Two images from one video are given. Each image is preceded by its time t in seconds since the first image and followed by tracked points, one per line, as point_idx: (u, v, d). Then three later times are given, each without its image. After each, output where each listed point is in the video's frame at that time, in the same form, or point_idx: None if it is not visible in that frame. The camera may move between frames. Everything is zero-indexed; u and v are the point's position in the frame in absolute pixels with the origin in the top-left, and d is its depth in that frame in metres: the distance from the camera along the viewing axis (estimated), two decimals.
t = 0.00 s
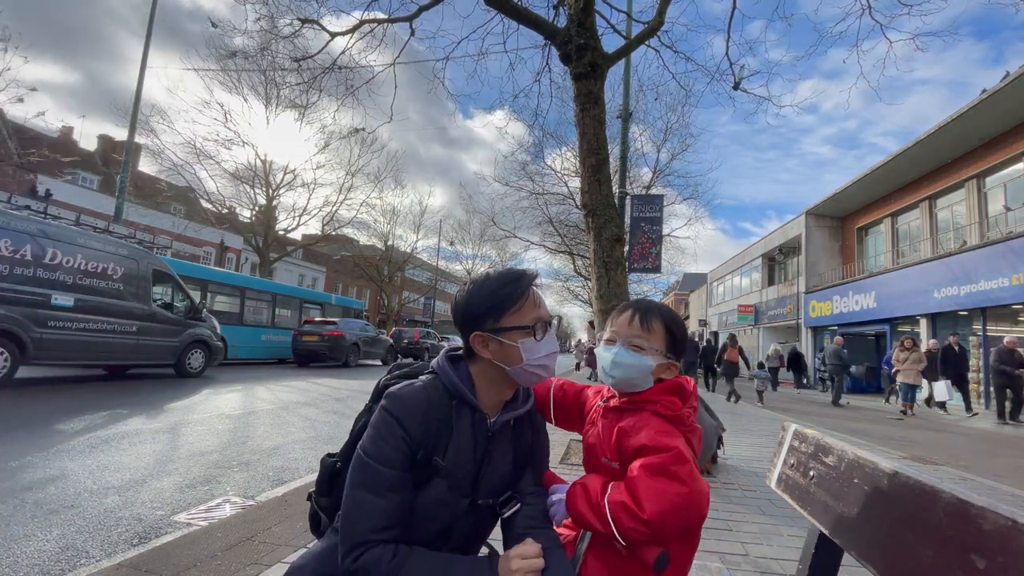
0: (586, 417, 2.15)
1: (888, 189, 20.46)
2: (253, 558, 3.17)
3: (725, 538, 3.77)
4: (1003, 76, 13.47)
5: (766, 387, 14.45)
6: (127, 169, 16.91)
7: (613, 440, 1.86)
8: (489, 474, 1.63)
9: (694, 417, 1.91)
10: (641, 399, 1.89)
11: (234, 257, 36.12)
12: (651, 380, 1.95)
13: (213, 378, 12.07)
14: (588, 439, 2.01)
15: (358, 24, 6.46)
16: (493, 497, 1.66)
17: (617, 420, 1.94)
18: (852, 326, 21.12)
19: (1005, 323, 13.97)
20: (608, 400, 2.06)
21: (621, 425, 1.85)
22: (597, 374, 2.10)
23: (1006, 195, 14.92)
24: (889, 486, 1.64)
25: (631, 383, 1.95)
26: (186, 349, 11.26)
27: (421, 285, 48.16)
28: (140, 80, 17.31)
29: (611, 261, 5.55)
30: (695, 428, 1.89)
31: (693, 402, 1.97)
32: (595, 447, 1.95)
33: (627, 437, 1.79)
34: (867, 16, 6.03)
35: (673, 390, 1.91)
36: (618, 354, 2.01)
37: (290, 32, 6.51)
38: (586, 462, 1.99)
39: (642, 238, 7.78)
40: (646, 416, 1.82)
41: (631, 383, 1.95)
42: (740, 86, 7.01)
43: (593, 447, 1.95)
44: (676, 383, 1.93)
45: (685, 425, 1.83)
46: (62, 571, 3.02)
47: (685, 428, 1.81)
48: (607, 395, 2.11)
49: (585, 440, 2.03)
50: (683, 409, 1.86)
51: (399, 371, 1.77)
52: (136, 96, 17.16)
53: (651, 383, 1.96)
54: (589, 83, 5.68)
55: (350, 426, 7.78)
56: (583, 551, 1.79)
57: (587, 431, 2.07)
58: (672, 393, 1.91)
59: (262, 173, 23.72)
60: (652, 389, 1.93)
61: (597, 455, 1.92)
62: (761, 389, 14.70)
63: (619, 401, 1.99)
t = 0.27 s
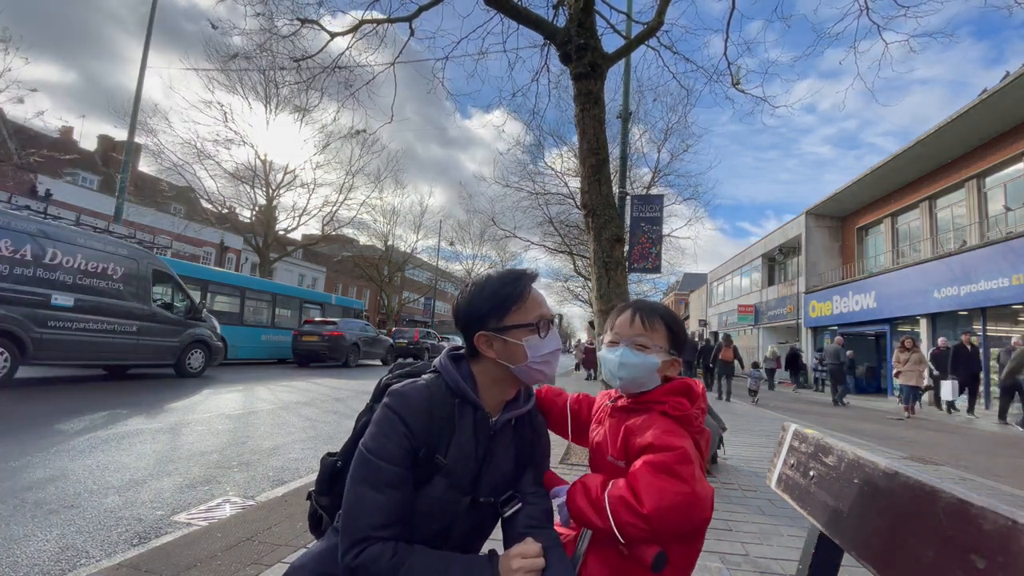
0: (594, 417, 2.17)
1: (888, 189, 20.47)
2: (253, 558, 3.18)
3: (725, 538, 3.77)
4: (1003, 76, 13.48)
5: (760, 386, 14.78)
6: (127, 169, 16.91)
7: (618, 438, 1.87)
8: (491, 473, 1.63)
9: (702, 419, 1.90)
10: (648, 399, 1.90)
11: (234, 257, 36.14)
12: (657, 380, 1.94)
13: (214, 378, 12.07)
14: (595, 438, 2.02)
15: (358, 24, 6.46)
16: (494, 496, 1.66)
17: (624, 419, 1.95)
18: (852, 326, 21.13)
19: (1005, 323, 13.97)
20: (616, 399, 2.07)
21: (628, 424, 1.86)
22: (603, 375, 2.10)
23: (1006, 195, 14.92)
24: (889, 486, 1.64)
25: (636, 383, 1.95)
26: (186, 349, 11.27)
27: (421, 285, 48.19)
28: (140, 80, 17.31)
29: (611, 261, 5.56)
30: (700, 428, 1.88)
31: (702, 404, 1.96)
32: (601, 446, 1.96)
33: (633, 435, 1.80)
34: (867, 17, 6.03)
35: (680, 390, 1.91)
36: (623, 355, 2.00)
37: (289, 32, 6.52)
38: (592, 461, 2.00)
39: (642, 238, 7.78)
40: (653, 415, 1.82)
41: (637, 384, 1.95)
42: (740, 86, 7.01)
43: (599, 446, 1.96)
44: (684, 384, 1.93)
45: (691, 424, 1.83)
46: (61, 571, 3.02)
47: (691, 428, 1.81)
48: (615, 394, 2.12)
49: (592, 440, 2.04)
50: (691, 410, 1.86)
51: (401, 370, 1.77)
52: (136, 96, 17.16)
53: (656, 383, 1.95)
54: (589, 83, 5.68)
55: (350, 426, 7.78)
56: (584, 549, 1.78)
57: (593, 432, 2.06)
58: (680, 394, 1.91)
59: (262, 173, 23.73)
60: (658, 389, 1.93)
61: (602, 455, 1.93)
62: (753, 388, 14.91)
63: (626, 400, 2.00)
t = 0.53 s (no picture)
0: (598, 418, 2.17)
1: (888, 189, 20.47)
2: (253, 558, 3.17)
3: (725, 538, 3.78)
4: (1003, 76, 13.48)
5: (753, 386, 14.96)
6: (127, 169, 16.91)
7: (619, 438, 1.87)
8: (494, 471, 1.63)
9: (705, 419, 1.90)
10: (649, 399, 1.89)
11: (234, 257, 36.14)
12: (656, 380, 1.95)
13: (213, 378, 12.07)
14: (597, 439, 2.02)
15: (358, 24, 6.46)
16: (497, 495, 1.66)
17: (626, 419, 1.95)
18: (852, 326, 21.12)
19: (1005, 323, 13.96)
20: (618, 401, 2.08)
21: (629, 423, 1.86)
22: (602, 377, 2.10)
23: (1006, 195, 14.92)
24: (889, 486, 1.64)
25: (635, 385, 1.95)
26: (186, 350, 11.27)
27: (421, 285, 48.21)
28: (140, 80, 17.32)
29: (611, 261, 5.55)
30: (703, 428, 1.88)
31: (704, 404, 1.96)
32: (603, 446, 1.96)
33: (634, 435, 1.80)
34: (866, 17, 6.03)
35: (682, 390, 1.90)
36: (620, 358, 2.01)
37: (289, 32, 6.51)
38: (595, 462, 2.01)
39: (641, 238, 7.77)
40: (654, 414, 1.82)
41: (638, 387, 1.95)
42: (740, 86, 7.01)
43: (601, 445, 1.97)
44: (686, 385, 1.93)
45: (693, 424, 1.82)
46: (61, 571, 3.02)
47: (693, 428, 1.80)
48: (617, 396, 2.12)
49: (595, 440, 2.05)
50: (692, 409, 1.86)
51: (405, 369, 1.76)
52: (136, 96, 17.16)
53: (656, 383, 1.95)
54: (589, 83, 5.68)
55: (350, 427, 7.77)
56: (583, 548, 1.78)
57: (595, 433, 2.06)
58: (681, 393, 1.90)
59: (262, 173, 23.73)
60: (658, 390, 1.93)
61: (604, 454, 1.93)
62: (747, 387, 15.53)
63: (627, 401, 2.00)
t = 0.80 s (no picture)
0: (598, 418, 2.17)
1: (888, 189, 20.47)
2: (253, 558, 3.18)
3: (725, 538, 3.77)
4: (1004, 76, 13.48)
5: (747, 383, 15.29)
6: (127, 169, 16.90)
7: (619, 439, 1.87)
8: (493, 470, 1.63)
9: (705, 420, 1.90)
10: (648, 399, 1.89)
11: (234, 257, 36.16)
12: (652, 378, 1.97)
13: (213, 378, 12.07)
14: (596, 440, 2.02)
15: (357, 24, 6.46)
16: (496, 494, 1.65)
17: (625, 419, 1.95)
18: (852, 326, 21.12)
19: (1005, 323, 13.96)
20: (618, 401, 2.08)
21: (628, 424, 1.86)
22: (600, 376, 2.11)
23: (1006, 195, 14.92)
24: (889, 486, 1.64)
25: (634, 382, 1.97)
26: (186, 350, 11.27)
27: (421, 285, 48.21)
28: (140, 80, 17.32)
29: (611, 261, 5.55)
30: (703, 430, 1.88)
31: (704, 405, 1.95)
32: (603, 447, 1.96)
33: (634, 435, 1.80)
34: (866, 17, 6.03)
35: (681, 390, 1.90)
36: (616, 356, 2.02)
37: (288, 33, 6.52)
38: (595, 463, 2.01)
39: (641, 237, 7.77)
40: (653, 415, 1.82)
41: (634, 383, 1.96)
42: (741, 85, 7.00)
43: (601, 447, 1.97)
44: (685, 385, 1.92)
45: (693, 425, 1.82)
46: (61, 571, 3.02)
47: (693, 428, 1.80)
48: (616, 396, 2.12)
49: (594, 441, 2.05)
50: (692, 410, 1.85)
51: (405, 369, 1.77)
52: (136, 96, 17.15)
53: (653, 381, 1.97)
54: (589, 83, 5.68)
55: (349, 427, 7.77)
56: (583, 548, 1.78)
57: (595, 433, 2.06)
58: (681, 394, 1.90)
59: (262, 173, 23.72)
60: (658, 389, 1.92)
61: (604, 455, 1.93)
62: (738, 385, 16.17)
63: (627, 401, 2.00)
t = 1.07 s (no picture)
0: (595, 418, 2.17)
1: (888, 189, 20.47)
2: (253, 558, 3.17)
3: (725, 538, 3.78)
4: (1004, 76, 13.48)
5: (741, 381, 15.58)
6: (127, 169, 16.89)
7: (617, 439, 1.87)
8: (488, 466, 1.63)
9: (702, 418, 1.90)
10: (644, 399, 1.89)
11: (234, 257, 36.16)
12: (649, 377, 1.97)
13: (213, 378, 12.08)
14: (594, 440, 2.03)
15: (357, 24, 6.45)
16: (492, 490, 1.65)
17: (623, 419, 1.95)
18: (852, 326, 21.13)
19: (1005, 323, 13.96)
20: (614, 401, 2.08)
21: (626, 425, 1.86)
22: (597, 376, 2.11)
23: (1006, 195, 14.92)
24: (888, 486, 1.64)
25: (630, 381, 1.97)
26: (186, 350, 11.27)
27: (421, 285, 48.23)
28: (140, 80, 17.31)
29: (611, 261, 5.55)
30: (700, 430, 1.88)
31: (701, 404, 1.96)
32: (600, 447, 1.96)
33: (632, 436, 1.80)
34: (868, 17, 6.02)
35: (677, 390, 1.90)
36: (613, 355, 2.03)
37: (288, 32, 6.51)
38: (592, 463, 2.01)
39: (641, 237, 7.77)
40: (650, 415, 1.82)
41: (629, 382, 1.96)
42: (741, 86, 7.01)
43: (598, 447, 1.97)
44: (681, 385, 1.92)
45: (691, 425, 1.82)
46: (61, 571, 3.02)
47: (691, 428, 1.80)
48: (613, 396, 2.12)
49: (591, 442, 2.05)
50: (689, 409, 1.85)
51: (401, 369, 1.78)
52: (136, 96, 17.15)
53: (648, 380, 1.97)
54: (589, 83, 5.68)
55: (349, 427, 7.77)
56: (583, 549, 1.79)
57: (593, 433, 2.07)
58: (677, 394, 1.90)
59: (262, 173, 23.72)
60: (655, 389, 1.92)
61: (601, 456, 1.94)
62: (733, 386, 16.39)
63: (624, 401, 2.00)
